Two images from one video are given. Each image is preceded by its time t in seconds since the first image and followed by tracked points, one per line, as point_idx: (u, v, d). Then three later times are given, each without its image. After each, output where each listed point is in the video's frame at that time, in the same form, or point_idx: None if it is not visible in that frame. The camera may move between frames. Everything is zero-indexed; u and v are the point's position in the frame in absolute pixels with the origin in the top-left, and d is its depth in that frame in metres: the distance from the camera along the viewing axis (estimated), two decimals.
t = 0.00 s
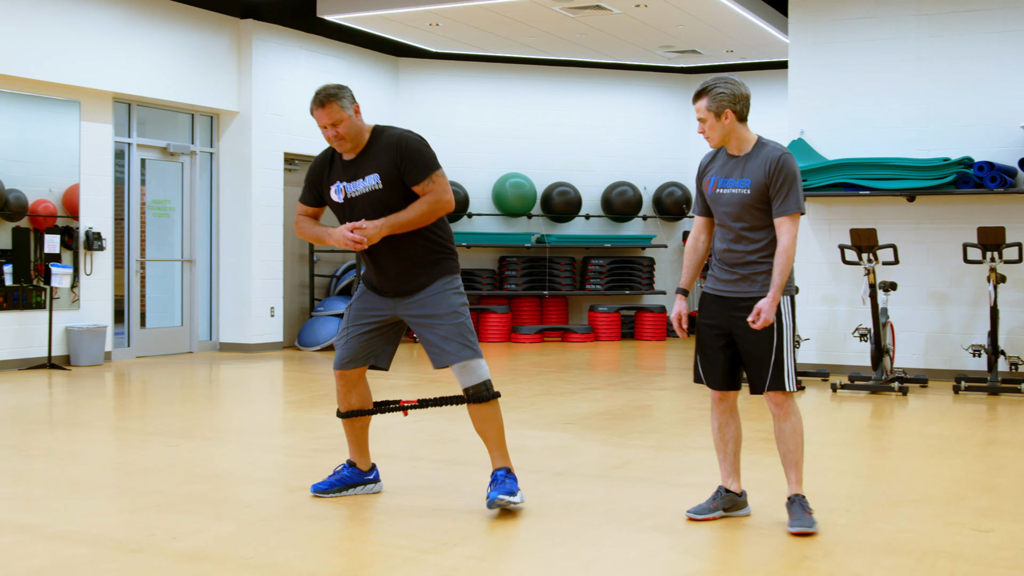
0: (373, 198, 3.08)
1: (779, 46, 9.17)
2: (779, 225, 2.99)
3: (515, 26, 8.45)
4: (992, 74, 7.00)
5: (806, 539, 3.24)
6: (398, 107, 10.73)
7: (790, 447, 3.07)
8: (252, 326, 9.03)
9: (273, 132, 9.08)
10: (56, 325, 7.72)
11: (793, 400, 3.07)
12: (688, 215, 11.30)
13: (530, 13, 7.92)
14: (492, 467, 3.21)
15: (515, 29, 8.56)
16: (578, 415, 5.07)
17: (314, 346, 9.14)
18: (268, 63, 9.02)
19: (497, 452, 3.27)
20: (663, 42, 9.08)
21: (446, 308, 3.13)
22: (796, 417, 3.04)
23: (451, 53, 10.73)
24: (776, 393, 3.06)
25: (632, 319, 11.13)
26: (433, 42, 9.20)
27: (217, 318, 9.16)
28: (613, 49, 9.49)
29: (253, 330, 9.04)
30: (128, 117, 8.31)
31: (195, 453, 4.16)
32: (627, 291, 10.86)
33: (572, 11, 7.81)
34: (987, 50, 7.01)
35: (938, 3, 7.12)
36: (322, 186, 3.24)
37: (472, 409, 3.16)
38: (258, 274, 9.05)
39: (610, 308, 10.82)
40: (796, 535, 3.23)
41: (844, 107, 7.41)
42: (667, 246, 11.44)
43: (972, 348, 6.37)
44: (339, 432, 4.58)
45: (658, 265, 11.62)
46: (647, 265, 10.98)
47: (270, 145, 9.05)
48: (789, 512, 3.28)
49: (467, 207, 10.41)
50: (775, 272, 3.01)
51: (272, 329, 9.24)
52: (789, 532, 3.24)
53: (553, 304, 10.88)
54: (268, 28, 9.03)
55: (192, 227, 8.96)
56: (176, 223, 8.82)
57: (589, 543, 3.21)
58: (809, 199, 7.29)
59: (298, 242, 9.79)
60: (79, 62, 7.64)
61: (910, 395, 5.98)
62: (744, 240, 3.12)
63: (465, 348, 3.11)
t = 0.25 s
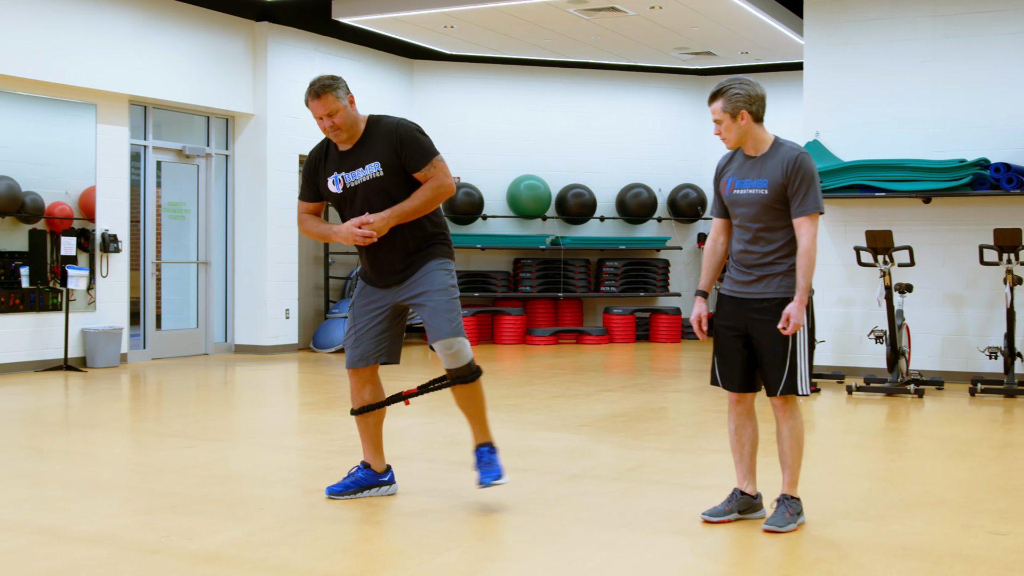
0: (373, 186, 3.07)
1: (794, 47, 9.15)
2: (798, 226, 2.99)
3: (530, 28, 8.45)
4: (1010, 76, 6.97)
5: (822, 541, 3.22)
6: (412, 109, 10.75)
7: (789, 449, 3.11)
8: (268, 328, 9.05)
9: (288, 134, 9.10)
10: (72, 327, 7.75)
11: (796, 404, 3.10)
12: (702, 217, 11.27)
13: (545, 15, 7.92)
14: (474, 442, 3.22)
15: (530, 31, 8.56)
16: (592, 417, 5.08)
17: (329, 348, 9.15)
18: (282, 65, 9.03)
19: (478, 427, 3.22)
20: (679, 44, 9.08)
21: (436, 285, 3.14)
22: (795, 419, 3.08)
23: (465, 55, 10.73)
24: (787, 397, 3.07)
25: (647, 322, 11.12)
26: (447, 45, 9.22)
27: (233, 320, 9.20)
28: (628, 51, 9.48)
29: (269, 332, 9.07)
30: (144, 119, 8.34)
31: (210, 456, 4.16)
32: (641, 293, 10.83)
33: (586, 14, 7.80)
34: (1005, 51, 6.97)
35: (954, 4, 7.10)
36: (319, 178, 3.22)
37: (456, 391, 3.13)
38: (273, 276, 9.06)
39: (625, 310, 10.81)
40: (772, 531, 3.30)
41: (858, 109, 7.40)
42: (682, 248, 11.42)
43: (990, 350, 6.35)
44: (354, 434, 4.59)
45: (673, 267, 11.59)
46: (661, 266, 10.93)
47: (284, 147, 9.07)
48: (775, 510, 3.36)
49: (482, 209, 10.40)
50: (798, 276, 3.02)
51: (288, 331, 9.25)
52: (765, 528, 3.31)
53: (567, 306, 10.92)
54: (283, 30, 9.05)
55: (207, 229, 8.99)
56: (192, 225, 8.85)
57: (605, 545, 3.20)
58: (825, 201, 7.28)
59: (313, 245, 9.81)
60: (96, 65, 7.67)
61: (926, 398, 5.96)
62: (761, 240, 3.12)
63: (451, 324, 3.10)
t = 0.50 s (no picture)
0: (391, 193, 3.09)
1: (811, 50, 9.13)
2: (822, 231, 2.98)
3: (546, 32, 8.46)
4: None
5: (840, 545, 3.21)
6: (429, 112, 10.77)
7: (807, 454, 3.10)
8: (285, 331, 9.08)
9: (305, 137, 9.12)
10: (90, 330, 7.78)
11: (815, 410, 3.11)
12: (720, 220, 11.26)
13: (562, 19, 7.93)
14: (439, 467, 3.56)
15: (546, 34, 8.56)
16: (609, 421, 5.08)
17: (346, 352, 9.16)
18: (300, 68, 9.05)
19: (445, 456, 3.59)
20: (696, 47, 9.07)
21: (434, 302, 3.16)
22: (811, 426, 3.09)
23: (481, 59, 10.74)
24: (807, 402, 3.08)
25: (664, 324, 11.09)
26: (464, 48, 9.23)
27: (250, 323, 9.22)
28: (645, 54, 9.48)
29: (286, 335, 9.09)
30: (162, 123, 8.37)
31: (228, 458, 4.18)
32: (658, 296, 10.84)
33: (603, 16, 7.80)
34: None
35: (973, 6, 7.07)
36: (338, 177, 3.22)
37: (437, 411, 3.21)
38: (290, 279, 9.08)
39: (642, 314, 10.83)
40: (789, 536, 3.28)
41: (876, 111, 7.38)
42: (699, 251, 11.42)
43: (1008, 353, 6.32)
44: (371, 437, 4.61)
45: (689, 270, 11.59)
46: (678, 270, 10.98)
47: (301, 150, 9.09)
48: (792, 515, 3.35)
49: (498, 213, 10.40)
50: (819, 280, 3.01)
51: (304, 334, 9.28)
52: (781, 532, 3.30)
53: (584, 309, 10.94)
54: (300, 34, 9.08)
55: (224, 233, 9.02)
56: (209, 228, 8.88)
57: (623, 548, 3.20)
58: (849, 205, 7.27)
59: (329, 248, 9.82)
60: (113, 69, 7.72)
61: (944, 401, 5.94)
62: (783, 244, 3.11)
63: (443, 345, 3.15)
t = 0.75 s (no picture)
0: (412, 199, 3.10)
1: (825, 51, 9.12)
2: (839, 233, 2.98)
3: (560, 33, 8.46)
4: None
5: (855, 547, 3.21)
6: (442, 113, 10.78)
7: (821, 455, 3.11)
8: (299, 332, 9.09)
9: (320, 138, 9.13)
10: (105, 332, 7.81)
11: (829, 411, 3.12)
12: (733, 221, 11.23)
13: (576, 20, 7.93)
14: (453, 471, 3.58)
15: (559, 36, 8.56)
16: (622, 422, 5.08)
17: (359, 353, 9.17)
18: (313, 70, 9.06)
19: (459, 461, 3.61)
20: (709, 48, 9.07)
21: (458, 312, 3.18)
22: (825, 428, 3.10)
23: (494, 60, 10.74)
24: (820, 404, 3.08)
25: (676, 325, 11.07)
26: (478, 49, 9.24)
27: (264, 324, 9.24)
28: (659, 55, 9.48)
29: (300, 336, 9.11)
30: (176, 125, 8.39)
31: (242, 459, 4.20)
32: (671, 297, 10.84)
33: (616, 18, 7.80)
34: None
35: (988, 7, 7.05)
36: (362, 175, 3.23)
37: (455, 416, 3.23)
38: (304, 280, 9.10)
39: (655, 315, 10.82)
40: (803, 538, 3.27)
41: (890, 112, 7.36)
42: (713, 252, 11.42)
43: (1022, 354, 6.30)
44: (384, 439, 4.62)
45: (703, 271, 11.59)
46: (691, 271, 10.99)
47: (315, 152, 9.10)
48: (805, 517, 3.34)
49: (511, 213, 10.39)
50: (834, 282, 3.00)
51: (318, 335, 9.29)
52: (795, 534, 3.29)
53: (597, 311, 10.95)
54: (314, 36, 9.09)
55: (238, 235, 9.04)
56: (223, 230, 8.91)
57: (637, 548, 3.20)
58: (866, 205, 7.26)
59: (343, 249, 9.83)
60: (128, 71, 7.75)
61: (959, 403, 5.93)
62: (799, 244, 3.11)
63: (467, 356, 3.18)
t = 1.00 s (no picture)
0: (435, 201, 3.10)
1: (840, 52, 9.10)
2: (854, 234, 2.97)
3: (574, 34, 8.45)
4: None
5: (869, 549, 3.20)
6: (455, 115, 10.79)
7: (835, 457, 3.11)
8: (312, 333, 9.11)
9: (333, 139, 9.14)
10: (119, 333, 7.84)
11: (843, 413, 3.11)
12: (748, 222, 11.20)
13: (589, 21, 7.92)
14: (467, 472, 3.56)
15: (572, 37, 8.55)
16: (636, 424, 5.08)
17: (373, 354, 9.18)
18: (327, 71, 9.07)
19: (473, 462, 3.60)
20: (723, 49, 9.05)
21: (475, 314, 3.18)
22: (839, 430, 3.09)
23: (507, 61, 10.74)
24: (834, 406, 3.08)
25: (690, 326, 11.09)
26: (491, 51, 9.24)
27: (278, 325, 9.25)
28: (672, 56, 9.47)
29: (313, 337, 9.12)
30: (190, 126, 8.41)
31: (256, 460, 4.21)
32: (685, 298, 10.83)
33: (629, 19, 7.79)
34: None
35: (1004, 7, 7.02)
36: (384, 174, 3.23)
37: (468, 417, 3.24)
38: (318, 281, 9.11)
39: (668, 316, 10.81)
40: (817, 539, 3.26)
41: (905, 112, 7.34)
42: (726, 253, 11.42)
43: None
44: (397, 440, 4.63)
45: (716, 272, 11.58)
46: (705, 271, 10.99)
47: (329, 153, 9.11)
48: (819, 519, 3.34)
49: (525, 215, 10.40)
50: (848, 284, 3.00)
51: (331, 337, 9.30)
52: (810, 536, 3.28)
53: (610, 312, 10.94)
54: (327, 37, 9.10)
55: (251, 236, 9.05)
56: (237, 231, 8.92)
57: (650, 550, 3.20)
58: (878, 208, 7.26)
59: (356, 251, 9.83)
60: (142, 72, 7.77)
61: (973, 405, 5.91)
62: (813, 246, 3.10)
63: (482, 357, 3.19)
